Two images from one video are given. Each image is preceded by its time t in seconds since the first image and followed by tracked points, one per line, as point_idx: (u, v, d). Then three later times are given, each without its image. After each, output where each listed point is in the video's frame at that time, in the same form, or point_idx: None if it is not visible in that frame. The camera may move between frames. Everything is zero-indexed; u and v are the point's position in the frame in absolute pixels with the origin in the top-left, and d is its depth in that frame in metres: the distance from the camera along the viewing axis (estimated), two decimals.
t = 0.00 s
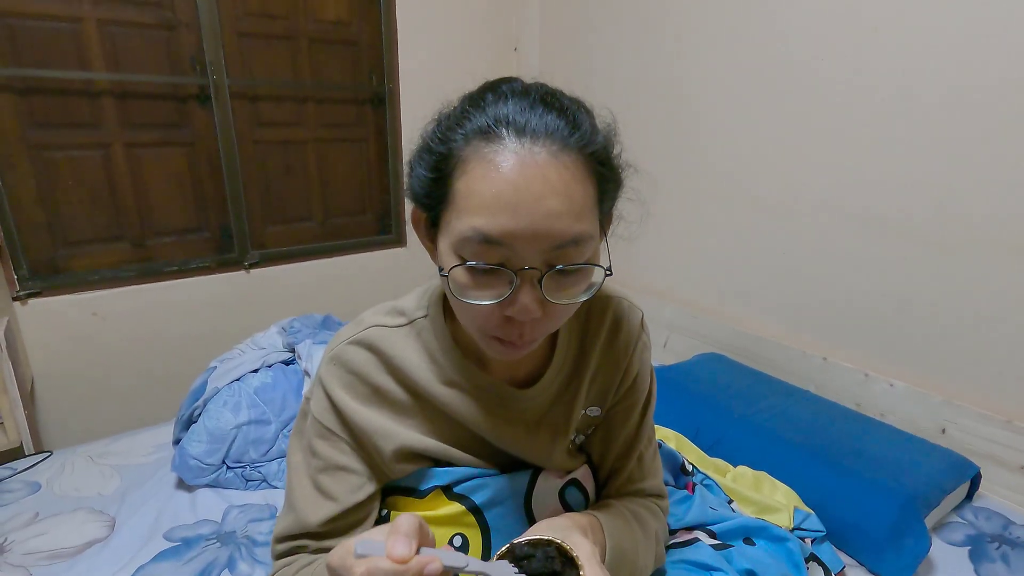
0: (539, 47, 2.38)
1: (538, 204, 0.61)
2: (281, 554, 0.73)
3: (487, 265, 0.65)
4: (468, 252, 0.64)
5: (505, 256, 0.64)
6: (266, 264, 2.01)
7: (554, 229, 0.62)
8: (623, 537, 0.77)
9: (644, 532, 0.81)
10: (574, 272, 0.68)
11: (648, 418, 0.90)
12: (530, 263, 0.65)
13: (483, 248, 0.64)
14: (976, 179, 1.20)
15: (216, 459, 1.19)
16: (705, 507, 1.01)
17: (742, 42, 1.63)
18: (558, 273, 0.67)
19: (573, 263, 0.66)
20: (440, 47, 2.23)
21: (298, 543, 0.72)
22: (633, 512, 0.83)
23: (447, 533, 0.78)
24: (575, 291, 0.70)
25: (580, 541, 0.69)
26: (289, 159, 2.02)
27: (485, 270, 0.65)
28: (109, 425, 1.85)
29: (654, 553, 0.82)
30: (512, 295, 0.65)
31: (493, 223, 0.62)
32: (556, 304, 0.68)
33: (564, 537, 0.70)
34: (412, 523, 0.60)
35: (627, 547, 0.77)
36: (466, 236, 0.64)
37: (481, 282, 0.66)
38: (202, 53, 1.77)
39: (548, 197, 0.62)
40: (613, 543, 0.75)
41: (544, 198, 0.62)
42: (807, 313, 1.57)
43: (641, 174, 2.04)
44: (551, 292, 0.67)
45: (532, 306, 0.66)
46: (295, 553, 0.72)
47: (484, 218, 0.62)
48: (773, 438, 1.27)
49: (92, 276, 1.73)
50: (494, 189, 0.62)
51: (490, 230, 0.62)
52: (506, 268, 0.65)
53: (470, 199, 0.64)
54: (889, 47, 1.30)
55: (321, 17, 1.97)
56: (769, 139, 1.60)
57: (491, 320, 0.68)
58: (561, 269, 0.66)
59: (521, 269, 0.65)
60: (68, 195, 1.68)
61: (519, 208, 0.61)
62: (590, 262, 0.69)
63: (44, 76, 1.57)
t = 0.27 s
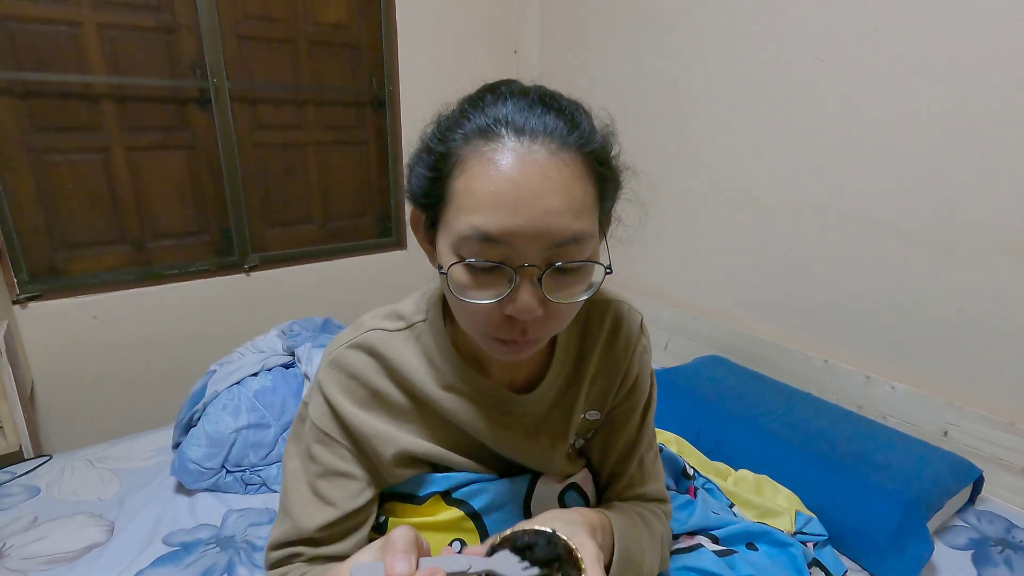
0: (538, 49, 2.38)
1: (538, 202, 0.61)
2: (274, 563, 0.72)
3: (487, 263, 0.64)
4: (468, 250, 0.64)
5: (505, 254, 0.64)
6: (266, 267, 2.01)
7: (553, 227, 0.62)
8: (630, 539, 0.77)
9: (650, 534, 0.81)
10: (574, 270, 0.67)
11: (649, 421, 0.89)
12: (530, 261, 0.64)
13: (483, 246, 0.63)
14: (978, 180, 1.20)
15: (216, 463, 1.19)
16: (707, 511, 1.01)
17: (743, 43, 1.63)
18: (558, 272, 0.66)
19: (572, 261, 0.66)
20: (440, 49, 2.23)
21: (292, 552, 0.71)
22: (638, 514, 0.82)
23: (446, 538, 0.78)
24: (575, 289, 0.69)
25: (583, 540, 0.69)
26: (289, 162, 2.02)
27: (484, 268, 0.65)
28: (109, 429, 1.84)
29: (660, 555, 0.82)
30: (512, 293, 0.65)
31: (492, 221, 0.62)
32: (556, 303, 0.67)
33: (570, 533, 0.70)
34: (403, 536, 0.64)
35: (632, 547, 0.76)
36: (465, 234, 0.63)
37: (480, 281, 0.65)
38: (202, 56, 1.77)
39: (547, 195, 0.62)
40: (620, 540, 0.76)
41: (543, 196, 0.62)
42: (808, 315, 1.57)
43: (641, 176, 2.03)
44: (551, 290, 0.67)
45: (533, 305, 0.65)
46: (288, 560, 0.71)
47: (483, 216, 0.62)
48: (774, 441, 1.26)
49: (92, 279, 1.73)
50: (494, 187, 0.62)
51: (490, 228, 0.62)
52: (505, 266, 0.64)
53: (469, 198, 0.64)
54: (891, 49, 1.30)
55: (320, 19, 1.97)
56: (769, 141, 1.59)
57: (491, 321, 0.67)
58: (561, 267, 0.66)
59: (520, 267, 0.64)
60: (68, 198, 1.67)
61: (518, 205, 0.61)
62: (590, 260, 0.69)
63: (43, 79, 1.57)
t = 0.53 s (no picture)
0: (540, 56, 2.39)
1: (535, 197, 0.62)
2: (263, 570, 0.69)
3: (485, 254, 0.64)
4: (467, 243, 0.64)
5: (503, 247, 0.63)
6: (267, 273, 2.01)
7: (550, 220, 0.62)
8: (637, 540, 0.77)
9: (657, 537, 0.80)
10: (573, 265, 0.67)
11: (650, 427, 0.89)
12: (529, 252, 0.64)
13: (481, 239, 0.63)
14: (981, 188, 1.20)
15: (216, 470, 1.19)
16: (712, 522, 1.00)
17: (744, 50, 1.63)
18: (557, 266, 0.66)
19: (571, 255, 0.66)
20: (442, 56, 2.24)
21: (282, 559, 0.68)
22: (646, 521, 0.82)
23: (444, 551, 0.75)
24: (576, 288, 0.68)
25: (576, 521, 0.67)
26: (291, 168, 2.03)
27: (482, 260, 0.64)
28: (109, 435, 1.84)
29: (672, 561, 0.81)
30: (511, 288, 0.64)
31: (490, 214, 0.62)
32: (556, 301, 0.66)
33: (563, 513, 0.67)
34: (390, 525, 0.61)
35: (641, 549, 0.76)
36: (464, 228, 0.64)
37: (479, 276, 0.65)
38: (205, 63, 1.78)
39: (545, 190, 0.62)
40: (626, 543, 0.75)
41: (540, 191, 0.62)
42: (810, 322, 1.56)
43: (643, 182, 2.03)
44: (551, 288, 0.66)
45: (533, 299, 0.64)
46: (277, 567, 0.68)
47: (482, 211, 0.63)
48: (776, 449, 1.26)
49: (94, 285, 1.73)
50: (493, 183, 0.63)
51: (488, 223, 0.62)
52: (504, 258, 0.64)
53: (468, 194, 0.64)
54: (893, 56, 1.30)
55: (323, 26, 1.98)
56: (771, 148, 1.60)
57: (490, 320, 0.66)
58: (559, 261, 0.65)
59: (519, 260, 0.64)
60: (71, 205, 1.68)
61: (516, 200, 0.62)
62: (589, 258, 0.68)
63: (48, 86, 1.57)
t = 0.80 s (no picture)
0: (539, 60, 2.39)
1: (522, 201, 0.62)
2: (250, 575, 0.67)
3: (473, 257, 0.64)
4: (456, 247, 0.65)
5: (491, 251, 0.64)
6: (266, 276, 2.01)
7: (537, 224, 0.62)
8: (637, 538, 0.76)
9: (655, 538, 0.80)
10: (560, 270, 0.67)
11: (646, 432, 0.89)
12: (516, 257, 0.64)
13: (469, 243, 0.64)
14: (980, 195, 1.20)
15: (214, 475, 1.19)
16: (710, 530, 1.00)
17: (744, 56, 1.64)
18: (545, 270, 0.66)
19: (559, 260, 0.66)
20: (441, 60, 2.25)
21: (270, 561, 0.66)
22: (646, 521, 0.82)
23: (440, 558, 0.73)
24: (565, 294, 0.68)
25: (569, 506, 0.65)
26: (290, 172, 2.03)
27: (471, 263, 0.65)
28: (107, 438, 1.84)
29: (670, 562, 0.81)
30: (499, 291, 0.64)
31: (478, 218, 0.62)
32: (545, 305, 0.66)
33: (557, 496, 0.66)
34: (383, 496, 0.54)
35: (640, 547, 0.76)
36: (453, 232, 0.64)
37: (468, 280, 0.65)
38: (204, 67, 1.78)
39: (531, 194, 0.62)
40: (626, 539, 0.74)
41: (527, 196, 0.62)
42: (809, 327, 1.56)
43: (642, 186, 2.04)
44: (539, 291, 0.66)
45: (521, 303, 0.64)
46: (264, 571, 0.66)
47: (470, 215, 0.63)
48: (774, 454, 1.26)
49: (92, 289, 1.73)
50: (482, 187, 0.63)
51: (476, 227, 0.63)
52: (491, 261, 0.64)
53: (458, 197, 0.65)
54: (892, 63, 1.31)
55: (322, 30, 1.98)
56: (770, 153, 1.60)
57: (479, 323, 0.66)
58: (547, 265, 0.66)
59: (507, 263, 0.64)
60: (70, 208, 1.68)
61: (502, 204, 0.62)
62: (578, 262, 0.68)
63: (47, 90, 1.58)
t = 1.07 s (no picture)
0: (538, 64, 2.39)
1: (518, 204, 0.62)
2: None
3: (470, 260, 0.64)
4: (451, 252, 0.64)
5: (487, 255, 0.63)
6: (265, 281, 2.01)
7: (533, 228, 0.62)
8: (636, 534, 0.76)
9: (654, 540, 0.80)
10: (557, 272, 0.67)
11: (645, 442, 0.89)
12: (513, 261, 0.64)
13: (465, 248, 0.63)
14: (980, 200, 1.20)
15: (210, 482, 1.18)
16: (710, 538, 1.00)
17: (743, 61, 1.64)
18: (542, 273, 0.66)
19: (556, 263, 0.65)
20: (440, 64, 2.25)
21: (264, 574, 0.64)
22: (645, 524, 0.82)
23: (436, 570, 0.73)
24: (561, 298, 0.68)
25: (564, 494, 0.64)
26: (289, 176, 2.03)
27: (467, 267, 0.64)
28: (104, 444, 1.83)
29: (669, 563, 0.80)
30: (495, 296, 0.64)
31: (473, 221, 0.62)
32: (541, 310, 0.66)
33: (552, 485, 0.65)
34: (386, 497, 0.54)
35: (640, 545, 0.75)
36: (449, 237, 0.63)
37: (465, 285, 0.65)
38: (204, 72, 1.78)
39: (527, 197, 0.62)
40: (626, 538, 0.74)
41: (522, 199, 0.62)
42: (808, 333, 1.56)
43: (641, 191, 2.04)
44: (535, 296, 0.66)
45: (518, 307, 0.63)
46: None
47: (465, 219, 0.62)
48: (774, 460, 1.26)
49: (90, 293, 1.73)
50: (477, 191, 0.63)
51: (472, 231, 0.62)
52: (487, 265, 0.64)
53: (453, 202, 0.64)
54: (891, 69, 1.31)
55: (322, 35, 1.98)
56: (769, 158, 1.60)
57: (476, 329, 0.66)
58: (543, 268, 0.65)
59: (503, 267, 0.64)
60: (68, 213, 1.68)
61: (497, 207, 0.62)
62: (575, 266, 0.68)
63: (46, 95, 1.58)
